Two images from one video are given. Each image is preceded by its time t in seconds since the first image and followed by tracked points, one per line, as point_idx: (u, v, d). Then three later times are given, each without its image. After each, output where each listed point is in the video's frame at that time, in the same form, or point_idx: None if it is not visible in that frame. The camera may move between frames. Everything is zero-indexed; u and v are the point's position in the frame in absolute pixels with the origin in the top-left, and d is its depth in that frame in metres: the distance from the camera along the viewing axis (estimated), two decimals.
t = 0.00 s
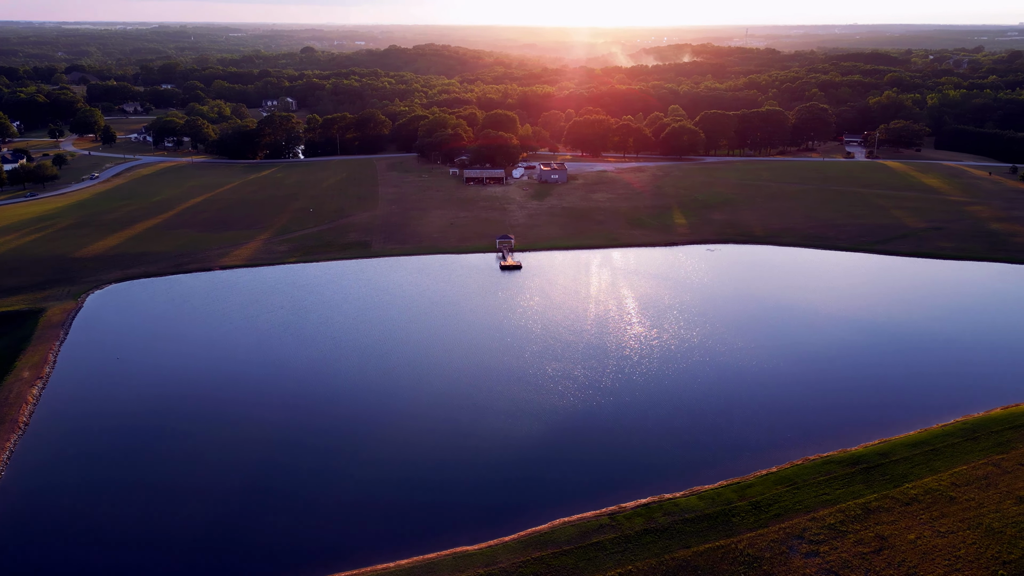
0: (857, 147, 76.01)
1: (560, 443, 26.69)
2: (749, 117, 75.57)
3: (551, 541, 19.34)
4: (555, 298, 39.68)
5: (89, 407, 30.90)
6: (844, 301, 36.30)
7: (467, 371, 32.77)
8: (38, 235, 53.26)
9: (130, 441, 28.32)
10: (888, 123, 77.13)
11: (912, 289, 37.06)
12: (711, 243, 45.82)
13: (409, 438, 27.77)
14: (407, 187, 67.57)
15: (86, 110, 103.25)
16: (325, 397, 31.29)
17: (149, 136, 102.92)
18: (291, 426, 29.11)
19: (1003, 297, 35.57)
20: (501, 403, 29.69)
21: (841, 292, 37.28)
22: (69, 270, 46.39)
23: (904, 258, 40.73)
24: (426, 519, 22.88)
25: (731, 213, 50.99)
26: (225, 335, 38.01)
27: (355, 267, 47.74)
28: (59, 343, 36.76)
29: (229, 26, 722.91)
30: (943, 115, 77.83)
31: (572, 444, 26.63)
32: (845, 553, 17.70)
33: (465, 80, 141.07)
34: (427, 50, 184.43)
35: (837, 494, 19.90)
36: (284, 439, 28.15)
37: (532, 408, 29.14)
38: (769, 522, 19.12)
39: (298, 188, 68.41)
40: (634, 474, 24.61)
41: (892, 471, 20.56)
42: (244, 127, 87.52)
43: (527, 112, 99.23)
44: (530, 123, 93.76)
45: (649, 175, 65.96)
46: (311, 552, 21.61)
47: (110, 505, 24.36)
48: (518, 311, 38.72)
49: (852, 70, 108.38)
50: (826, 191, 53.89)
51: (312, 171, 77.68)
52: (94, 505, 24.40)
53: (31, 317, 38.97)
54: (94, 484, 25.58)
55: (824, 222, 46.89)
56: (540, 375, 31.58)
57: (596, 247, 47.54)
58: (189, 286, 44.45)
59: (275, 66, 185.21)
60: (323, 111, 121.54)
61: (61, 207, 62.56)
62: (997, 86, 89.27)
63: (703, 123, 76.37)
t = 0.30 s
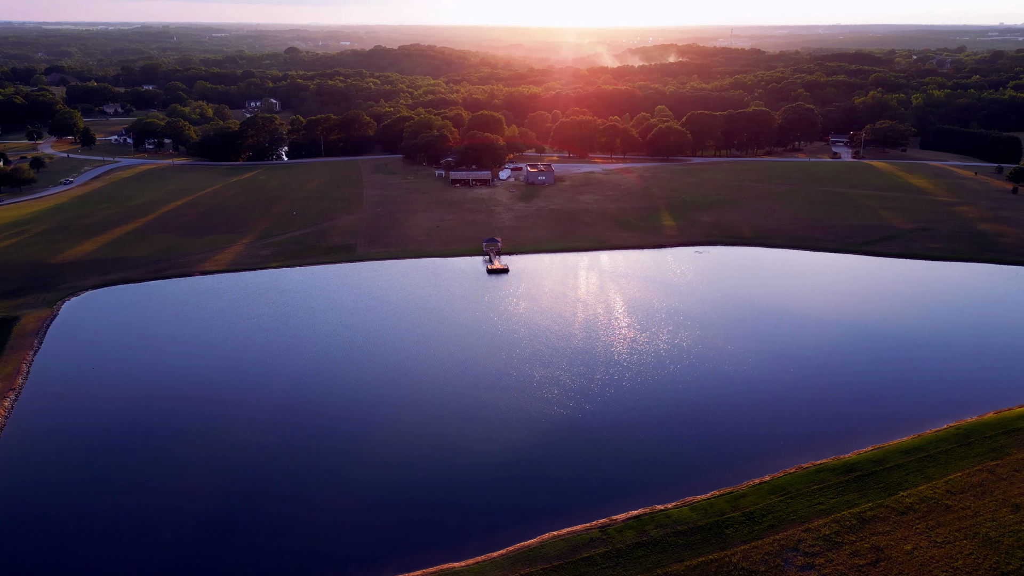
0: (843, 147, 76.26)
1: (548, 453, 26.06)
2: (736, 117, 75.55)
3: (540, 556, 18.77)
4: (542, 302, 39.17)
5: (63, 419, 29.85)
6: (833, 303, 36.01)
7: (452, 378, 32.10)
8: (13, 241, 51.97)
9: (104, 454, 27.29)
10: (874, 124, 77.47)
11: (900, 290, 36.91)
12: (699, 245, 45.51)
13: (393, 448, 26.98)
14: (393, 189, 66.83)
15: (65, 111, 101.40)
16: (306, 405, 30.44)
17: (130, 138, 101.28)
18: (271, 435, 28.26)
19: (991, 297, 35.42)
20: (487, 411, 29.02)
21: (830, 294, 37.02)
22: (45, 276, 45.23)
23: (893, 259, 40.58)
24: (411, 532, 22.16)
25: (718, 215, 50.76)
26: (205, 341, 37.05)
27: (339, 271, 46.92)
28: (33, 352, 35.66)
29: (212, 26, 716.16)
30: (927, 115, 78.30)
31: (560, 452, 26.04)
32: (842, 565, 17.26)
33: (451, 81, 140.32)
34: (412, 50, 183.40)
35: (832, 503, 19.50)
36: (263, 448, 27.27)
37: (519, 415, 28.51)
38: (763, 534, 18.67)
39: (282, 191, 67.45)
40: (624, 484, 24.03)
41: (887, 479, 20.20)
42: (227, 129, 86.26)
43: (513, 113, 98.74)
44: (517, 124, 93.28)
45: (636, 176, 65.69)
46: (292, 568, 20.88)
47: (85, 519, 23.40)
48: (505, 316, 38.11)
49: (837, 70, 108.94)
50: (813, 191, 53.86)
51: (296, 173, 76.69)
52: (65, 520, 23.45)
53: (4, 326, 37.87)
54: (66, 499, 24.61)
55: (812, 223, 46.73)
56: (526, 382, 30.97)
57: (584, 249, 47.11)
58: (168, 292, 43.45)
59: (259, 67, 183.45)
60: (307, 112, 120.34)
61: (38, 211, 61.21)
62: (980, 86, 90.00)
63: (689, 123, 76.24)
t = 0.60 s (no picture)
0: (829, 147, 76.46)
1: (535, 462, 25.42)
2: (721, 118, 75.49)
3: (528, 572, 18.19)
4: (529, 306, 38.61)
5: (35, 432, 28.80)
6: (822, 304, 35.76)
7: (438, 384, 31.40)
8: None
9: (75, 468, 26.26)
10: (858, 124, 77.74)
11: (887, 291, 36.73)
12: (687, 247, 45.22)
13: (376, 458, 26.19)
14: (377, 192, 66.01)
15: (41, 113, 99.39)
16: (287, 414, 29.57)
17: (108, 140, 99.47)
18: (252, 446, 27.39)
19: (979, 298, 35.29)
20: (474, 419, 28.35)
21: (818, 295, 36.79)
22: (18, 282, 44.04)
23: (880, 260, 40.48)
24: (395, 547, 21.51)
25: (705, 216, 50.55)
26: (183, 348, 36.07)
27: (322, 276, 46.12)
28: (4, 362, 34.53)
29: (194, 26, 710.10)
30: (911, 115, 78.74)
31: (548, 461, 25.42)
32: None
33: (436, 81, 139.38)
34: (397, 50, 182.07)
35: (825, 513, 19.12)
36: (243, 460, 26.43)
37: (506, 424, 27.88)
38: (756, 546, 18.24)
39: (263, 194, 66.40)
40: (614, 493, 23.43)
41: (880, 487, 19.86)
42: (207, 131, 84.90)
43: (499, 114, 98.14)
44: (502, 125, 92.71)
45: (623, 177, 65.41)
46: None
47: (53, 537, 22.44)
48: (491, 321, 37.51)
49: (822, 70, 109.40)
50: (799, 192, 53.78)
51: (279, 175, 75.60)
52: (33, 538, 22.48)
53: None
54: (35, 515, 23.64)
55: (798, 225, 46.58)
56: (513, 389, 30.34)
57: (571, 252, 46.65)
58: (147, 298, 42.43)
59: (242, 67, 181.42)
60: (290, 114, 118.98)
61: (12, 216, 59.75)
62: (962, 86, 90.64)
63: (675, 124, 76.08)
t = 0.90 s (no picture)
0: (807, 147, 76.91)
1: (517, 471, 24.73)
2: (701, 118, 75.56)
3: None
4: (511, 310, 38.02)
5: None
6: (804, 306, 35.58)
7: (417, 393, 30.58)
8: None
9: (34, 483, 24.92)
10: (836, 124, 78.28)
11: (867, 291, 36.70)
12: (668, 249, 44.96)
13: (353, 470, 25.29)
14: (354, 194, 65.01)
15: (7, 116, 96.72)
16: (260, 424, 28.54)
17: (78, 143, 97.09)
18: (222, 458, 26.23)
19: (959, 297, 35.33)
20: (454, 429, 27.57)
21: (799, 296, 36.63)
22: None
23: (860, 260, 40.50)
24: (373, 562, 20.73)
25: (686, 217, 50.38)
26: (153, 355, 34.83)
27: (298, 281, 45.13)
28: None
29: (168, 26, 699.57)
30: (887, 114, 79.50)
31: (530, 471, 24.72)
32: None
33: (414, 82, 138.19)
34: (375, 50, 180.55)
35: (813, 522, 18.77)
36: (212, 473, 25.34)
37: (488, 433, 27.14)
38: (743, 557, 17.83)
39: (238, 198, 65.08)
40: (598, 503, 22.82)
41: (867, 494, 19.57)
42: (180, 133, 83.15)
43: (478, 115, 97.42)
44: (482, 126, 92.06)
45: (603, 179, 65.14)
46: None
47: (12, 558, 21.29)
48: (471, 326, 36.83)
49: (799, 70, 110.22)
50: (779, 193, 53.81)
51: (254, 178, 74.22)
52: None
53: None
54: None
55: (779, 225, 46.54)
56: (494, 397, 29.64)
57: (552, 255, 46.18)
58: (117, 306, 41.14)
59: (216, 68, 178.60)
60: (265, 115, 117.12)
61: None
62: (937, 86, 91.68)
63: (655, 124, 76.03)
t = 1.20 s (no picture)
0: (781, 147, 77.41)
1: (495, 481, 24.05)
2: (676, 119, 75.66)
3: None
4: (488, 315, 37.35)
5: None
6: (781, 306, 35.47)
7: (392, 402, 29.72)
8: None
9: None
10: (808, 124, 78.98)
11: (844, 290, 36.68)
12: (646, 250, 44.70)
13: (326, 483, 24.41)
14: (327, 197, 63.86)
15: None
16: (229, 437, 27.51)
17: (40, 146, 94.26)
18: (188, 474, 25.14)
19: (934, 294, 35.42)
20: (430, 439, 26.75)
21: (777, 297, 36.53)
22: None
23: (836, 260, 40.62)
24: None
25: (663, 218, 50.21)
26: (117, 366, 33.57)
27: (270, 287, 44.03)
28: None
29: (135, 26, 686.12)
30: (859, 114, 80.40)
31: (509, 481, 24.05)
32: None
33: (388, 82, 136.75)
34: (348, 51, 178.46)
35: (797, 530, 18.44)
36: (177, 491, 24.26)
37: (464, 442, 26.39)
38: (728, 569, 17.42)
39: (207, 202, 63.56)
40: (579, 512, 22.24)
41: (850, 499, 19.30)
42: (147, 135, 81.07)
43: (453, 116, 96.62)
44: (457, 127, 91.22)
45: (579, 180, 64.79)
46: None
47: None
48: (447, 332, 36.09)
49: (772, 70, 111.08)
50: (754, 193, 53.95)
51: (224, 181, 72.59)
52: None
53: None
54: None
55: (755, 226, 46.57)
56: (471, 405, 28.92)
57: (529, 258, 45.66)
58: (80, 315, 39.70)
59: (185, 69, 175.00)
60: (236, 117, 115.01)
61: None
62: (906, 85, 93.01)
63: (630, 125, 75.96)
